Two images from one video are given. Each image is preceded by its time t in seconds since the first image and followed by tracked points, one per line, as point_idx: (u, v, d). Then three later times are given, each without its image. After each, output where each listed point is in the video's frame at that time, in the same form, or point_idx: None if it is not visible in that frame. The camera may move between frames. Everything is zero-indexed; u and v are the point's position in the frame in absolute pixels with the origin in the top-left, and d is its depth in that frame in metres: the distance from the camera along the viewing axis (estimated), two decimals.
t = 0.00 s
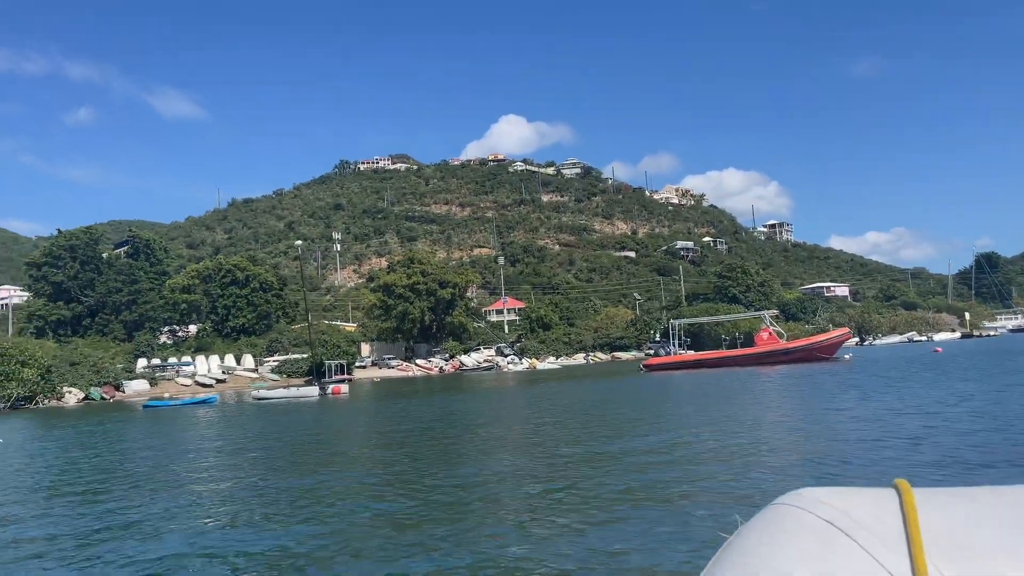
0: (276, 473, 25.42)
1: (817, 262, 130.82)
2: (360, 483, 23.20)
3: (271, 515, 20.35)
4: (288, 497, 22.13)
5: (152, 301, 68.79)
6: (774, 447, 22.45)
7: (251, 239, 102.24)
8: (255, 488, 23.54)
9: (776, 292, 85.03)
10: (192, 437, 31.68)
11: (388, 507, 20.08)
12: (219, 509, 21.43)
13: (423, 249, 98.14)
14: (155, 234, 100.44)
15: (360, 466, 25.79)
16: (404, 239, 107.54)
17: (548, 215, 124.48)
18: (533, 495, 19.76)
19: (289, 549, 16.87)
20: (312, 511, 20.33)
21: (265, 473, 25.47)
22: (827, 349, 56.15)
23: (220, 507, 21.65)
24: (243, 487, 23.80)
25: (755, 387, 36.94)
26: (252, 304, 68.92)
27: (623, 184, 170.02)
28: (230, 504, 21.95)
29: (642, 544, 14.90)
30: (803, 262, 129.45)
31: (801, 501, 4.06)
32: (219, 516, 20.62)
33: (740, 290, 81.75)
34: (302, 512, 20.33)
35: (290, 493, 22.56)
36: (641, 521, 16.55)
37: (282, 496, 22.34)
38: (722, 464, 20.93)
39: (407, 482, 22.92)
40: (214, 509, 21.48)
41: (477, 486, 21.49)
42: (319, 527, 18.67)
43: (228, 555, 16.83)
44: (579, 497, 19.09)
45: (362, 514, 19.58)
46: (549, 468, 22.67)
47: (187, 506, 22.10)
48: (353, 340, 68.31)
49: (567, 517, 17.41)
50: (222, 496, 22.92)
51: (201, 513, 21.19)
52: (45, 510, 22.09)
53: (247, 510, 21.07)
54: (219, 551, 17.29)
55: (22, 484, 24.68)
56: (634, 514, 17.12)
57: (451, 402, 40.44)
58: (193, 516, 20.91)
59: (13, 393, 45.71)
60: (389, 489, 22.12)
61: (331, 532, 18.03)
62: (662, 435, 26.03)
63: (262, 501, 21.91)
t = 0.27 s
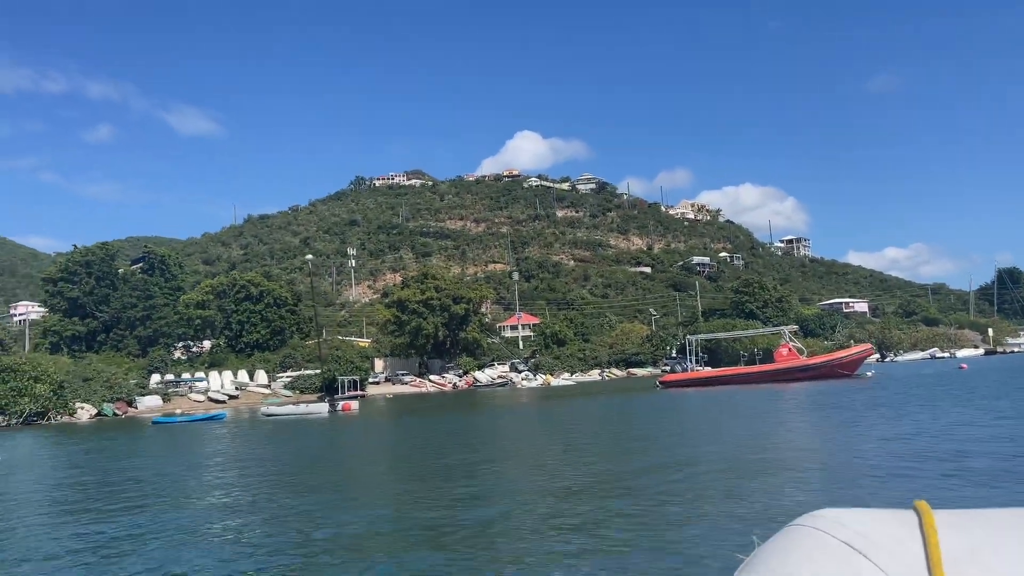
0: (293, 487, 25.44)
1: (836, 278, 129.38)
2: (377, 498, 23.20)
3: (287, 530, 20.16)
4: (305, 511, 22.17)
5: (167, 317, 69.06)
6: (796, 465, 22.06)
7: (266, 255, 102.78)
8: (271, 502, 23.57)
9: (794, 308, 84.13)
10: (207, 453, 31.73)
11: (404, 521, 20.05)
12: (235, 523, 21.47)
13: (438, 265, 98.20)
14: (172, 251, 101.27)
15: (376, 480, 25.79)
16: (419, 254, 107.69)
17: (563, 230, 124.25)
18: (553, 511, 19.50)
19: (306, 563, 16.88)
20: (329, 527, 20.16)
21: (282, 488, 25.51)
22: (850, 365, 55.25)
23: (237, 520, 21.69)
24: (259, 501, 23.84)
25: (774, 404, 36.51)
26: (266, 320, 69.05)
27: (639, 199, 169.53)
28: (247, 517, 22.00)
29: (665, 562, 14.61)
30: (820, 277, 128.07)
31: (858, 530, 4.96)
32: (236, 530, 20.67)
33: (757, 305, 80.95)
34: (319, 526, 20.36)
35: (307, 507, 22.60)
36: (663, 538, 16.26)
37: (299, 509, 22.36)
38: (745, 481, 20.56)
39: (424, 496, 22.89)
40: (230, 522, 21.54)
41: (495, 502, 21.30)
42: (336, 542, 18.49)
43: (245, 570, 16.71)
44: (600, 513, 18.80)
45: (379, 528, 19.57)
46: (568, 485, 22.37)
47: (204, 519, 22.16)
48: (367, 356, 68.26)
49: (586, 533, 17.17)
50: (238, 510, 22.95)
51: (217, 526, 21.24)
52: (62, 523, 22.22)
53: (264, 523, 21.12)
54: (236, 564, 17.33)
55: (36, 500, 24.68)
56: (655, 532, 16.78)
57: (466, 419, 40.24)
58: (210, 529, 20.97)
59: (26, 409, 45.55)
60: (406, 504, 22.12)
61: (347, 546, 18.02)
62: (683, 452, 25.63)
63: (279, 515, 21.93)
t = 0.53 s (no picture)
0: (300, 499, 25.39)
1: (848, 290, 128.55)
2: (384, 509, 23.11)
3: (294, 542, 20.02)
4: (312, 522, 22.10)
5: (177, 328, 69.31)
6: (809, 479, 21.78)
7: (277, 267, 103.28)
8: (278, 514, 23.53)
9: (806, 319, 83.51)
10: (215, 464, 31.73)
11: (411, 534, 19.93)
12: (242, 533, 21.44)
13: (448, 276, 98.35)
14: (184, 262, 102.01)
15: (384, 492, 25.70)
16: (429, 266, 107.90)
17: (573, 242, 124.25)
18: (562, 524, 19.30)
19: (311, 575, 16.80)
20: (336, 539, 20.02)
21: (289, 499, 25.47)
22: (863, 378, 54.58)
23: (244, 531, 21.66)
24: (267, 512, 23.79)
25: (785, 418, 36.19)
26: (275, 331, 69.25)
27: (649, 211, 169.38)
28: (255, 528, 21.95)
29: None
30: (832, 289, 127.29)
31: (875, 537, 5.52)
32: (243, 540, 20.64)
33: (768, 317, 80.43)
34: (326, 537, 20.29)
35: (314, 519, 22.54)
36: (673, 553, 16.05)
37: (306, 521, 22.31)
38: (757, 495, 20.31)
39: (431, 508, 22.77)
40: (238, 533, 21.50)
41: (504, 515, 21.11)
42: (342, 554, 18.37)
43: None
44: (609, 527, 18.60)
45: (385, 540, 19.45)
46: (577, 498, 22.17)
47: (211, 530, 22.13)
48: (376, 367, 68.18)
49: (595, 547, 16.96)
50: (245, 521, 22.92)
51: (225, 537, 21.21)
52: (70, 533, 22.25)
53: (271, 534, 21.07)
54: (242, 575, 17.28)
55: (43, 511, 24.69)
56: (665, 546, 16.57)
57: (475, 431, 40.06)
58: (216, 540, 20.93)
59: (32, 420, 45.54)
60: (413, 515, 22.00)
61: (354, 558, 17.94)
62: (694, 465, 25.37)
63: (286, 526, 21.88)
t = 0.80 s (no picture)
0: (304, 506, 25.26)
1: (854, 299, 128.13)
2: (389, 517, 23.00)
3: (295, 550, 19.82)
4: (316, 529, 21.97)
5: (179, 334, 69.21)
6: (816, 489, 21.53)
7: (282, 274, 103.46)
8: (282, 521, 23.44)
9: (812, 328, 83.05)
10: (217, 472, 31.60)
11: (416, 541, 19.81)
12: (247, 540, 21.31)
13: (452, 284, 98.26)
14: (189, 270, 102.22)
15: (389, 500, 25.56)
16: (433, 273, 107.87)
17: (578, 249, 124.12)
18: (567, 533, 19.08)
19: None
20: (337, 547, 19.82)
21: (293, 506, 25.39)
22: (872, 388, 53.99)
23: (249, 538, 21.53)
24: (272, 519, 23.73)
25: (791, 428, 35.80)
26: (278, 338, 69.16)
27: (654, 219, 169.17)
28: (259, 535, 21.84)
29: None
30: (838, 298, 126.79)
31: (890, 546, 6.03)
32: (248, 547, 20.55)
33: (774, 326, 80.05)
34: (330, 544, 20.17)
35: (318, 526, 22.41)
36: (679, 563, 15.81)
37: (310, 527, 22.23)
38: (764, 505, 20.05)
39: (436, 515, 22.65)
40: (243, 540, 21.38)
41: (508, 523, 20.91)
42: (343, 562, 18.15)
43: None
44: (615, 535, 18.36)
45: (390, 547, 19.31)
46: (581, 506, 21.94)
47: (216, 536, 22.05)
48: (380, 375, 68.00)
49: (600, 556, 16.73)
50: (251, 528, 22.82)
51: (229, 544, 21.11)
52: (74, 539, 22.20)
53: (276, 541, 20.95)
54: None
55: (42, 518, 24.50)
56: (671, 556, 16.33)
57: (479, 439, 39.81)
58: (221, 547, 20.81)
59: (31, 426, 45.05)
60: (418, 523, 21.86)
61: (358, 565, 17.84)
62: (700, 474, 25.10)
63: (291, 533, 21.75)
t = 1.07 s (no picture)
0: (306, 509, 25.23)
1: (858, 305, 127.61)
2: (392, 520, 22.98)
3: (298, 553, 19.81)
4: (318, 533, 21.95)
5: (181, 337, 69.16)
6: (821, 495, 21.49)
7: (284, 277, 103.43)
8: (284, 524, 23.42)
9: (816, 333, 82.64)
10: (219, 475, 31.56)
11: (418, 544, 19.80)
12: (249, 543, 21.29)
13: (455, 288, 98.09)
14: (191, 273, 102.27)
15: (391, 504, 25.54)
16: (436, 277, 107.75)
17: (581, 254, 123.88)
18: (571, 537, 19.09)
19: None
20: (341, 549, 19.83)
21: (296, 509, 25.38)
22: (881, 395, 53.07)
23: (251, 541, 21.53)
24: (274, 522, 23.72)
25: (796, 435, 35.62)
26: (280, 341, 69.10)
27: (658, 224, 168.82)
28: (261, 537, 21.83)
29: None
30: (843, 304, 126.23)
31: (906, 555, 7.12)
32: (251, 549, 20.55)
33: (778, 331, 79.70)
34: (332, 547, 20.17)
35: (320, 529, 22.38)
36: (684, 567, 15.79)
37: (313, 531, 22.21)
38: (769, 511, 20.01)
39: (439, 519, 22.61)
40: (245, 542, 21.38)
41: (513, 527, 20.89)
42: (347, 565, 18.16)
43: None
44: (617, 540, 18.33)
45: (391, 551, 19.30)
46: (586, 511, 21.90)
47: (217, 539, 22.03)
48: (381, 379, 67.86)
49: (605, 560, 16.70)
50: (252, 530, 22.81)
51: (232, 546, 21.10)
52: (74, 541, 22.20)
53: (278, 544, 20.94)
54: None
55: (42, 521, 24.51)
56: (676, 560, 16.34)
57: (482, 445, 39.69)
58: (224, 549, 20.81)
59: (28, 429, 44.88)
60: (420, 527, 21.83)
61: (360, 568, 17.84)
62: (705, 480, 25.06)
63: (293, 536, 21.72)
